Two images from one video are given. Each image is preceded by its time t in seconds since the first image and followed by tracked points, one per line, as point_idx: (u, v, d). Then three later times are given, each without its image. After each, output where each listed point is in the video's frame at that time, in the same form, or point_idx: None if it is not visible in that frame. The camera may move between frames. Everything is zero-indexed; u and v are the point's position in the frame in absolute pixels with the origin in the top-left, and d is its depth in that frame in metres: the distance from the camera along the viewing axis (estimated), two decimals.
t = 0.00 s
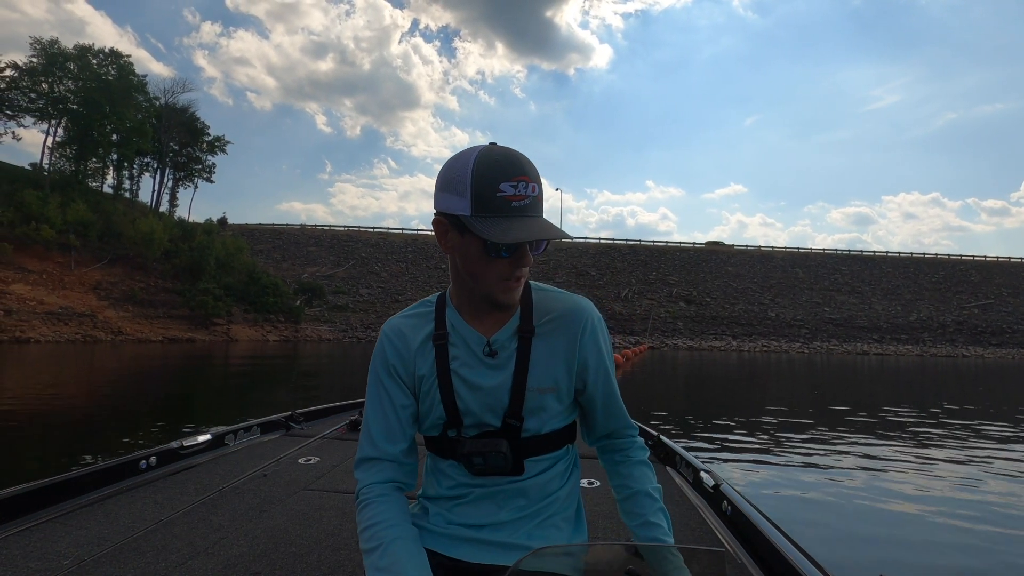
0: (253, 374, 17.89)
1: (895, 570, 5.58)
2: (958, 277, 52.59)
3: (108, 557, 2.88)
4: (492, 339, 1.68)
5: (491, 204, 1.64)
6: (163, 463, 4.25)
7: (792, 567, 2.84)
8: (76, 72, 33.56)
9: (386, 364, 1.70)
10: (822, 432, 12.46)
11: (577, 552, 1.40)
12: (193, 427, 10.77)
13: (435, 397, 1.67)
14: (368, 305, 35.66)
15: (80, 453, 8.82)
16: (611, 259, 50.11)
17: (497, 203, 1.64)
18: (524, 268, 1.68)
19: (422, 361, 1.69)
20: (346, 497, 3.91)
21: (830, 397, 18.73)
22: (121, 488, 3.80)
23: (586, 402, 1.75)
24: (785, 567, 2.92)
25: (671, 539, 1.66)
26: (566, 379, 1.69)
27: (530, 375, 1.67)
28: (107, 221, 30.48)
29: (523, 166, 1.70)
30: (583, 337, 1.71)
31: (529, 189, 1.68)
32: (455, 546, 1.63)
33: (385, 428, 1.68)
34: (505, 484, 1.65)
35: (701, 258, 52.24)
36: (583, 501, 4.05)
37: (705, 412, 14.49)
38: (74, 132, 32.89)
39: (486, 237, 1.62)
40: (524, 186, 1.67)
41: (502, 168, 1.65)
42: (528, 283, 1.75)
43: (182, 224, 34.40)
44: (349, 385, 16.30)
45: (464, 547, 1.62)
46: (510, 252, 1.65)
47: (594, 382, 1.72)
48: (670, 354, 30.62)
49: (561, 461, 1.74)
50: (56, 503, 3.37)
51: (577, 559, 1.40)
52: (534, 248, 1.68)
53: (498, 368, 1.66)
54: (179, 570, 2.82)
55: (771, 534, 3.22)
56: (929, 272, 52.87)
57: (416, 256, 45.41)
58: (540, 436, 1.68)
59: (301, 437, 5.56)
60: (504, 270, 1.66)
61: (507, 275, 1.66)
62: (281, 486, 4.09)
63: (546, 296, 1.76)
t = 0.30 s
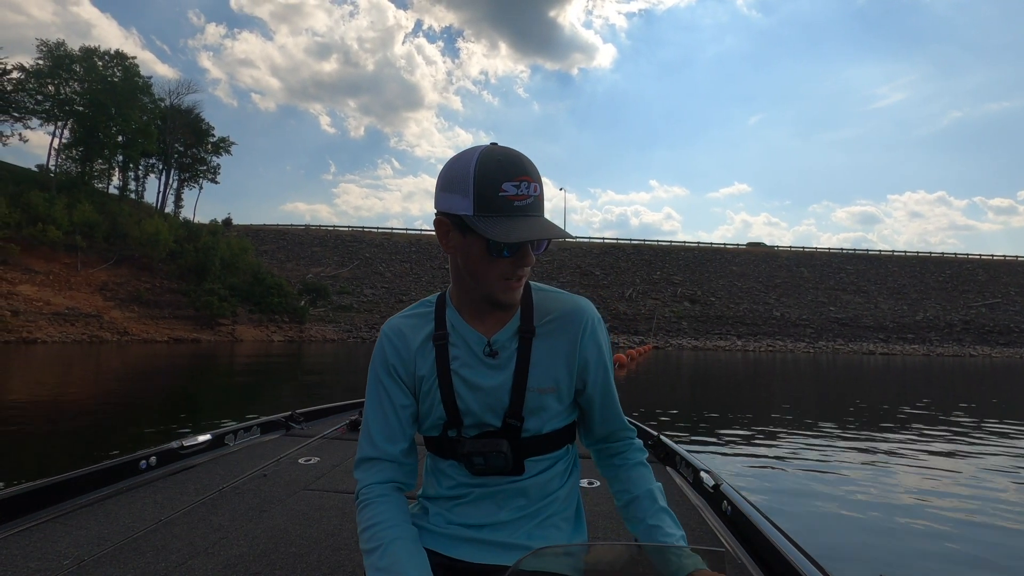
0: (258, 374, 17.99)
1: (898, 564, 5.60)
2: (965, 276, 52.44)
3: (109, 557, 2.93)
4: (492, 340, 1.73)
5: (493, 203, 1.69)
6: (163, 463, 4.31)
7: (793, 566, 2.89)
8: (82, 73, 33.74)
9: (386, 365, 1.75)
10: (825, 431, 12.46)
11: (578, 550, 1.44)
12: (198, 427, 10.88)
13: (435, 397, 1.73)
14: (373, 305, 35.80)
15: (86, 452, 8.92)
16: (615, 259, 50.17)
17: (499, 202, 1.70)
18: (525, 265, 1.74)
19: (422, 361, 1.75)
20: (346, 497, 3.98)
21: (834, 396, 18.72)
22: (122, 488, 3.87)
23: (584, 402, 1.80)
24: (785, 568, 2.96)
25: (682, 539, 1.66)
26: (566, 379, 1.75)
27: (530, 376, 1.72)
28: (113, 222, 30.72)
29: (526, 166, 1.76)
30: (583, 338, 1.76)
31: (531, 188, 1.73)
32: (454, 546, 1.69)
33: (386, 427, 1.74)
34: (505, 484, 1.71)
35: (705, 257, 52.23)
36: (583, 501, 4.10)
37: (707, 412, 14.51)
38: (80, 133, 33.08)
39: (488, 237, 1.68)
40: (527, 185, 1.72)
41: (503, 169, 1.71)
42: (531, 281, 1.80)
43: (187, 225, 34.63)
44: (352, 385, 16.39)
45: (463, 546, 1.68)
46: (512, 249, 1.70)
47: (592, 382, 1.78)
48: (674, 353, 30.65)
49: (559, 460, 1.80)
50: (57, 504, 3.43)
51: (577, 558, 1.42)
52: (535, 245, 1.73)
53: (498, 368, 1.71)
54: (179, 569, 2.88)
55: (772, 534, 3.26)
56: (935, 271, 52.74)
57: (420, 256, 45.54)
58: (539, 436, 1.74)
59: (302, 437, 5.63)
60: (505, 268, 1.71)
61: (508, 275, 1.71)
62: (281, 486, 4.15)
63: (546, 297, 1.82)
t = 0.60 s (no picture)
0: (261, 374, 18.03)
1: (900, 562, 5.59)
2: (971, 275, 52.18)
3: (108, 557, 2.95)
4: (492, 340, 1.74)
5: (488, 195, 1.70)
6: (163, 463, 4.34)
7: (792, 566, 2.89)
8: (87, 74, 33.79)
9: (386, 365, 1.77)
10: (828, 430, 12.43)
11: (578, 551, 1.43)
12: (202, 427, 10.91)
13: (433, 397, 1.74)
14: (376, 305, 35.85)
15: (90, 452, 8.96)
16: (618, 258, 50.14)
17: (494, 194, 1.71)
18: (520, 257, 1.75)
19: (422, 361, 1.76)
20: (346, 498, 4.00)
21: (839, 396, 18.67)
22: (122, 488, 3.90)
23: (585, 403, 1.80)
24: (784, 568, 2.97)
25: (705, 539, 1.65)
26: (565, 381, 1.75)
27: (529, 376, 1.72)
28: (118, 222, 30.84)
29: (521, 159, 1.77)
30: (583, 336, 1.77)
31: (525, 179, 1.74)
32: (455, 546, 1.70)
33: (386, 428, 1.76)
34: (505, 485, 1.72)
35: (709, 256, 52.12)
36: (583, 501, 4.11)
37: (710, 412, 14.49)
38: (85, 134, 33.13)
39: (485, 230, 1.68)
40: (521, 177, 1.73)
41: (498, 162, 1.72)
42: (528, 277, 1.80)
43: (192, 225, 34.75)
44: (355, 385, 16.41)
45: (463, 547, 1.69)
46: (508, 241, 1.71)
47: (592, 382, 1.77)
48: (678, 353, 30.60)
49: (558, 461, 1.80)
50: (57, 505, 3.46)
51: (578, 558, 1.42)
52: (530, 237, 1.74)
53: (497, 369, 1.72)
54: (179, 569, 2.90)
55: (771, 535, 3.27)
56: (941, 271, 52.51)
57: (423, 256, 45.58)
58: (539, 435, 1.75)
59: (301, 437, 5.65)
60: (500, 261, 1.72)
61: (503, 268, 1.72)
62: (281, 486, 4.18)
63: (545, 296, 1.83)
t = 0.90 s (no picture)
0: (264, 374, 18.07)
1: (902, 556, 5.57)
2: (976, 274, 51.94)
3: (108, 557, 2.98)
4: (492, 340, 1.75)
5: (484, 184, 1.72)
6: (163, 463, 4.37)
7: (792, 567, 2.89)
8: (90, 75, 33.84)
9: (386, 367, 1.78)
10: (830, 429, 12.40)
11: (579, 551, 1.44)
12: (204, 427, 10.95)
13: (433, 397, 1.75)
14: (379, 304, 35.90)
15: (94, 451, 9.01)
16: (621, 258, 50.10)
17: (490, 182, 1.73)
18: (518, 247, 1.76)
19: (421, 361, 1.77)
20: (345, 498, 4.02)
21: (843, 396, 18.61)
22: (123, 488, 3.93)
23: (587, 403, 1.81)
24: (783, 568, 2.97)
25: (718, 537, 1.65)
26: (566, 382, 1.76)
27: (530, 376, 1.73)
28: (121, 223, 30.96)
29: (517, 151, 1.78)
30: (583, 335, 1.77)
31: (521, 170, 1.75)
32: (455, 547, 1.71)
33: (385, 428, 1.77)
34: (505, 486, 1.73)
35: (713, 256, 52.03)
36: (583, 501, 4.13)
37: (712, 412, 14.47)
38: (89, 135, 33.20)
39: (482, 219, 1.70)
40: (517, 167, 1.75)
41: (494, 153, 1.74)
42: (526, 273, 1.82)
43: (195, 225, 34.85)
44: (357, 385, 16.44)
45: (463, 547, 1.71)
46: (504, 231, 1.72)
47: (593, 382, 1.78)
48: (681, 353, 30.57)
49: (558, 462, 1.81)
50: (57, 505, 3.48)
51: (578, 558, 1.43)
52: (525, 227, 1.75)
53: (497, 369, 1.73)
54: (179, 569, 2.91)
55: (772, 536, 3.26)
56: (947, 270, 52.27)
57: (426, 256, 45.61)
58: (539, 437, 1.76)
59: (301, 437, 5.67)
60: (498, 251, 1.73)
61: (500, 258, 1.73)
62: (280, 486, 4.19)
63: (545, 297, 1.84)
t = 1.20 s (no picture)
0: (267, 374, 18.13)
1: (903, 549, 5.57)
2: (981, 274, 51.76)
3: (108, 557, 3.00)
4: (497, 338, 1.77)
5: (486, 178, 1.73)
6: (163, 462, 4.39)
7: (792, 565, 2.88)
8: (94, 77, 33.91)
9: (390, 364, 1.80)
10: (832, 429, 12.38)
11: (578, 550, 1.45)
12: (206, 428, 10.99)
13: (435, 393, 1.77)
14: (381, 305, 35.97)
15: (97, 451, 9.06)
16: (624, 258, 50.07)
17: (493, 177, 1.75)
18: (521, 241, 1.77)
19: (425, 359, 1.79)
20: (345, 497, 4.04)
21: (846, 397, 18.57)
22: (123, 488, 3.95)
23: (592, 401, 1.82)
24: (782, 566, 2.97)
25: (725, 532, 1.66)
26: (570, 380, 1.77)
27: (534, 374, 1.75)
28: (125, 224, 31.05)
29: (520, 147, 1.79)
30: (587, 334, 1.79)
31: (523, 165, 1.76)
32: (456, 545, 1.73)
33: (387, 425, 1.78)
34: (507, 485, 1.75)
35: (716, 256, 51.97)
36: (584, 501, 4.14)
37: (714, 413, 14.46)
38: (92, 136, 33.31)
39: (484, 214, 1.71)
40: (520, 163, 1.76)
41: (498, 148, 1.76)
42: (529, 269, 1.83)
43: (198, 226, 34.93)
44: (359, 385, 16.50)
45: (465, 546, 1.72)
46: (509, 225, 1.73)
47: (597, 379, 1.79)
48: (683, 353, 30.55)
49: (561, 461, 1.83)
50: (57, 504, 3.51)
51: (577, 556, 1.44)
52: (528, 222, 1.76)
53: (502, 366, 1.74)
54: (178, 569, 2.93)
55: (771, 534, 3.26)
56: (951, 271, 52.06)
57: (428, 257, 45.65)
58: (541, 436, 1.77)
59: (302, 437, 5.70)
60: (501, 245, 1.74)
61: (504, 252, 1.75)
62: (280, 486, 4.22)
63: (548, 296, 1.86)
